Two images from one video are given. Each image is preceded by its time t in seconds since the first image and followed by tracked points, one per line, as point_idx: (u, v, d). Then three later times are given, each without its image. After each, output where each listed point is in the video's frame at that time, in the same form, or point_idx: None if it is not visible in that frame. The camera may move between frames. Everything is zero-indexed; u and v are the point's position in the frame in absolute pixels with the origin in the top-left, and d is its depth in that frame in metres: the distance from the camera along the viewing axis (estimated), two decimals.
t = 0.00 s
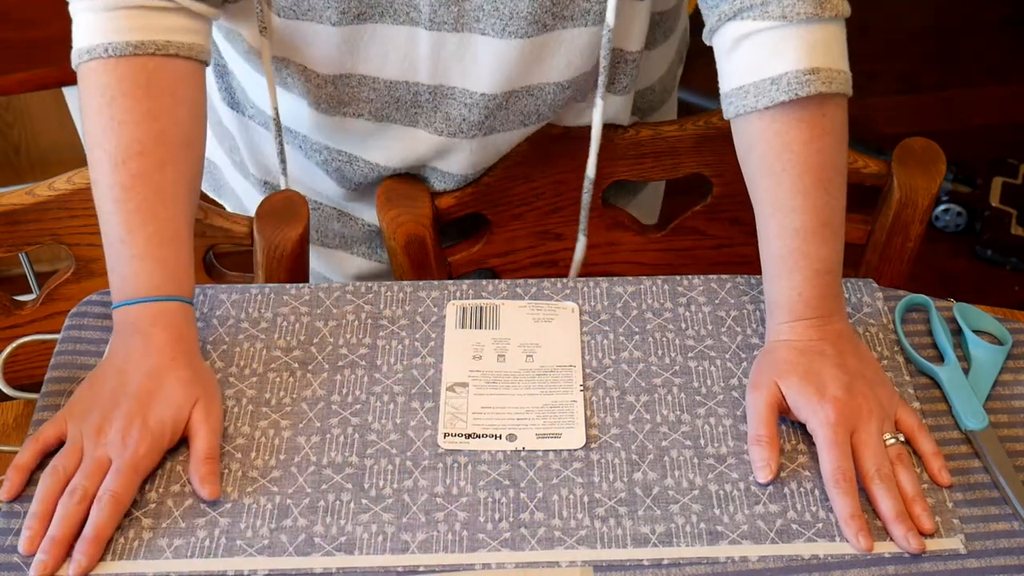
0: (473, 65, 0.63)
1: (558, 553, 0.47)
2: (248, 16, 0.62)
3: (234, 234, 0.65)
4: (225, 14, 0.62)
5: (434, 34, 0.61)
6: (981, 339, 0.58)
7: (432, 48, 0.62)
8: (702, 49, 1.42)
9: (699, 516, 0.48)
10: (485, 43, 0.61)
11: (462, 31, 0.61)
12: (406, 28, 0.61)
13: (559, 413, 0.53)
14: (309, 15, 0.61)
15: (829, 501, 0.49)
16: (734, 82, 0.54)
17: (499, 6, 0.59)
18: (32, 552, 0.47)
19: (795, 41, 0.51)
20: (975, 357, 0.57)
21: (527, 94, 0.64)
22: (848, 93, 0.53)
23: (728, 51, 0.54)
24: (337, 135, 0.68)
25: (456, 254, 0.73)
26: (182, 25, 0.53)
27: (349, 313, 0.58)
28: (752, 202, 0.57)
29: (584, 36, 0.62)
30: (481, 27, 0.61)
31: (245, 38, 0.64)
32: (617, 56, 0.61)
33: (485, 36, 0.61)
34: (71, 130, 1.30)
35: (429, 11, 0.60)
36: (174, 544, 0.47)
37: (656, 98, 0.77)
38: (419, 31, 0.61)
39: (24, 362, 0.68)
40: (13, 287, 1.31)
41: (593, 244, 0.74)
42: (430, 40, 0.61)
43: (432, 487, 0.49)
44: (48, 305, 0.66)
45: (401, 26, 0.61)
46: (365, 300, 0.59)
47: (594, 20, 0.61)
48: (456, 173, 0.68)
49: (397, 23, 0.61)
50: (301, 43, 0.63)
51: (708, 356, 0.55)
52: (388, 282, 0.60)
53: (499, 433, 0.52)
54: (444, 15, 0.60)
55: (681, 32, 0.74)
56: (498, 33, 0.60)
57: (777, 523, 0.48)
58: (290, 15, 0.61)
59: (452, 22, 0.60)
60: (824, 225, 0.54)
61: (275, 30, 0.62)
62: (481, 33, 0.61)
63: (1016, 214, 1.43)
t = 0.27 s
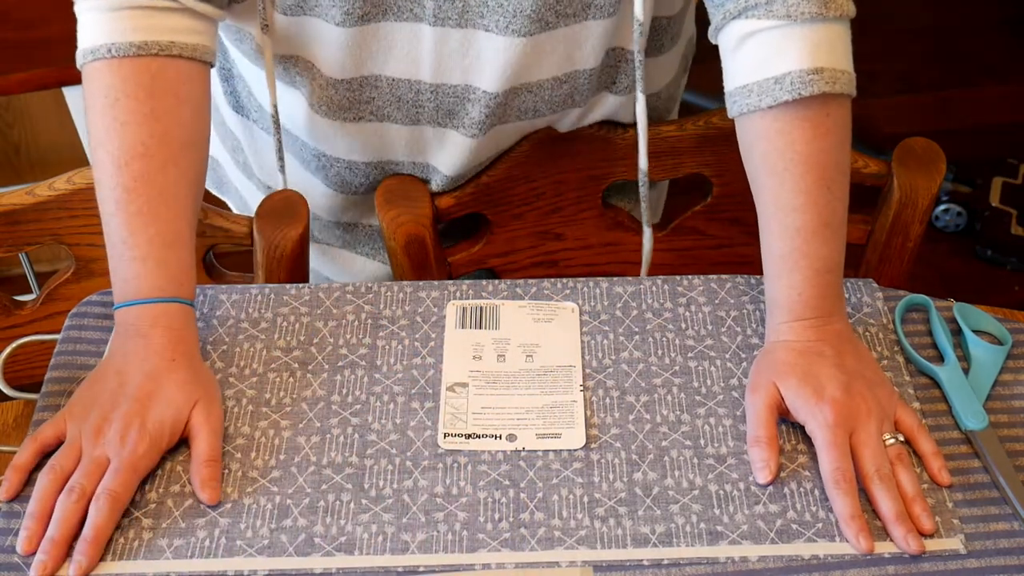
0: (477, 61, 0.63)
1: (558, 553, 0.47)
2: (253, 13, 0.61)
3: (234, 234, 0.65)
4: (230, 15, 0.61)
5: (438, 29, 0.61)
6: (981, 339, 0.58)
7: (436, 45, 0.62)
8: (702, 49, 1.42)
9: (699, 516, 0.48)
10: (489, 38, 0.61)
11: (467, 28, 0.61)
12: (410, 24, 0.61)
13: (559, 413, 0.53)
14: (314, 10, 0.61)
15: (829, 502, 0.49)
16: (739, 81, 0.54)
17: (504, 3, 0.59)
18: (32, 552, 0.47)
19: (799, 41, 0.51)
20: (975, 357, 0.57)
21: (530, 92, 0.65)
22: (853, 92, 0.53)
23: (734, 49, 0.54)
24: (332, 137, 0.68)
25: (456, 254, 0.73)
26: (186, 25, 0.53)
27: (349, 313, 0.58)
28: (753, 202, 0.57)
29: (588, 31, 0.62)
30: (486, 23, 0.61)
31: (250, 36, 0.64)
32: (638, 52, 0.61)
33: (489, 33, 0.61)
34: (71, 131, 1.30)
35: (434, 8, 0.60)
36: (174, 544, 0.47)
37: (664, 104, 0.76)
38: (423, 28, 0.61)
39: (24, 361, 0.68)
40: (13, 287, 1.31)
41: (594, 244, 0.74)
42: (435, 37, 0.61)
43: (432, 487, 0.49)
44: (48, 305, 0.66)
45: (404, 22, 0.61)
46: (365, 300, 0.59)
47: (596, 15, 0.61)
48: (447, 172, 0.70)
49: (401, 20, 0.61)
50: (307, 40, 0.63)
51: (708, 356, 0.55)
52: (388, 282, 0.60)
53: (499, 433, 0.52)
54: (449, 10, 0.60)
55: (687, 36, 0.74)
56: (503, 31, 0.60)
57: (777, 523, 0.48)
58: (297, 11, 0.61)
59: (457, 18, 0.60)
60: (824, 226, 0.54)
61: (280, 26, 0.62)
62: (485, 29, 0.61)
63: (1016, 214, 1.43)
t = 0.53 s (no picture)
0: (479, 61, 0.63)
1: (558, 553, 0.47)
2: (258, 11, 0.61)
3: (234, 234, 0.65)
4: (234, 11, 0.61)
5: (441, 29, 0.61)
6: (981, 339, 0.58)
7: (439, 45, 0.62)
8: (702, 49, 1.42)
9: (699, 516, 0.48)
10: (492, 38, 0.61)
11: (468, 28, 0.61)
12: (413, 23, 0.61)
13: (559, 413, 0.53)
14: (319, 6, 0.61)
15: (829, 502, 0.49)
16: (741, 80, 0.54)
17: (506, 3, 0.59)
18: (32, 552, 0.47)
19: (801, 40, 0.51)
20: (975, 357, 0.57)
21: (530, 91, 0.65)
22: (857, 92, 0.53)
23: (738, 49, 0.54)
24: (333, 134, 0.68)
25: (456, 254, 0.73)
26: (189, 24, 0.53)
27: (349, 313, 0.58)
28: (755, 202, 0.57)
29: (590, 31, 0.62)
30: (489, 23, 0.60)
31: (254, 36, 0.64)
32: (634, 53, 0.61)
33: (491, 32, 0.61)
34: (71, 131, 1.30)
35: (436, 7, 0.60)
36: (174, 544, 0.47)
37: (665, 105, 0.76)
38: (427, 28, 0.61)
39: (24, 361, 0.68)
40: (13, 287, 1.31)
41: (594, 244, 0.74)
42: (438, 36, 0.61)
43: (432, 487, 0.49)
44: (48, 305, 0.66)
45: (407, 20, 0.61)
46: (365, 300, 0.59)
47: (598, 14, 0.61)
48: (447, 172, 0.69)
49: (405, 18, 0.61)
50: (313, 36, 0.63)
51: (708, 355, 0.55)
52: (388, 282, 0.60)
53: (499, 433, 0.52)
54: (451, 11, 0.60)
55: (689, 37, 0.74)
56: (506, 31, 0.60)
57: (777, 523, 0.48)
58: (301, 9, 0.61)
59: (460, 18, 0.60)
60: (825, 227, 0.54)
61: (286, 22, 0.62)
62: (488, 29, 0.61)
63: (1016, 214, 1.43)
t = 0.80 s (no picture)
0: (476, 58, 0.63)
1: (558, 553, 0.47)
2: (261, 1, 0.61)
3: (234, 234, 0.65)
4: None
5: (437, 25, 0.61)
6: (981, 339, 0.58)
7: (436, 41, 0.62)
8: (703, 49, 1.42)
9: (699, 516, 0.48)
10: (488, 34, 0.62)
11: (465, 25, 0.61)
12: (410, 19, 0.61)
13: (559, 413, 0.53)
14: None
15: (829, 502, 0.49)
16: (741, 79, 0.54)
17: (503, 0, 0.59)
18: (32, 552, 0.47)
19: (801, 40, 0.51)
20: (975, 357, 0.57)
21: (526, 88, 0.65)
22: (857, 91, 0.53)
23: (738, 49, 0.54)
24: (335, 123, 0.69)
25: (456, 253, 0.73)
26: (193, 23, 0.53)
27: (349, 313, 0.58)
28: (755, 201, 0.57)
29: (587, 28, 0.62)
30: (484, 19, 0.61)
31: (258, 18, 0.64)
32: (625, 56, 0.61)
33: (487, 28, 0.61)
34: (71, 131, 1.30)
35: (433, 3, 0.60)
36: (174, 544, 0.47)
37: (666, 107, 0.76)
38: (423, 24, 0.61)
39: (24, 361, 0.68)
40: (13, 287, 1.31)
41: (594, 244, 0.74)
42: (434, 33, 0.61)
43: (432, 487, 0.49)
44: (48, 305, 0.66)
45: (405, 17, 0.61)
46: (365, 300, 0.59)
47: (594, 14, 0.61)
48: (447, 168, 0.70)
49: (402, 14, 0.61)
50: (311, 28, 0.62)
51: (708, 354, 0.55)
52: (388, 282, 0.60)
53: (498, 433, 0.52)
54: (448, 6, 0.60)
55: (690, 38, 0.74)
56: (500, 25, 0.61)
57: (777, 523, 0.48)
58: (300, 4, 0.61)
59: (455, 14, 0.60)
60: (825, 227, 0.54)
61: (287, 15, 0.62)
62: (484, 25, 0.61)
63: (1016, 214, 1.43)
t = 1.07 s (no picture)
0: (479, 57, 0.63)
1: (558, 553, 0.47)
2: None
3: (234, 234, 0.65)
4: None
5: (441, 24, 0.61)
6: (981, 339, 0.58)
7: (440, 40, 0.62)
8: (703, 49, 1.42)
9: (699, 516, 0.48)
10: (492, 33, 0.61)
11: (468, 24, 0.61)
12: (414, 17, 0.61)
13: (559, 413, 0.53)
14: None
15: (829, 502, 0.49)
16: (742, 78, 0.54)
17: None
18: (32, 552, 0.47)
19: (802, 38, 0.51)
20: (975, 357, 0.57)
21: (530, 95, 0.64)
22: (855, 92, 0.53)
23: (738, 47, 0.54)
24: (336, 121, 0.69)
25: (456, 254, 0.73)
26: (194, 22, 0.53)
27: (349, 313, 0.58)
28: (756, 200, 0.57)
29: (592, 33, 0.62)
30: (487, 18, 0.61)
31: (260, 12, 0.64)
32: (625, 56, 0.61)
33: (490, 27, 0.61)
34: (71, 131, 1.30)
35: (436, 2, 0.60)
36: (174, 544, 0.47)
37: (664, 104, 0.75)
38: (427, 23, 0.61)
39: (24, 361, 0.68)
40: (13, 287, 1.31)
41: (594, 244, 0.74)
42: (438, 32, 0.61)
43: (432, 487, 0.49)
44: (48, 305, 0.66)
45: (409, 15, 0.61)
46: (365, 300, 0.59)
47: (599, 18, 0.61)
48: (451, 171, 0.69)
49: (405, 12, 0.61)
50: (316, 24, 0.63)
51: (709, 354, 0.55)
52: (388, 282, 0.60)
53: (498, 433, 0.52)
54: (450, 6, 0.60)
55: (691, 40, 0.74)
56: (504, 23, 0.61)
57: (777, 523, 0.48)
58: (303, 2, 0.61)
59: (458, 13, 0.60)
60: (826, 226, 0.54)
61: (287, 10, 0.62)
62: (487, 24, 0.61)
63: (1016, 214, 1.43)
